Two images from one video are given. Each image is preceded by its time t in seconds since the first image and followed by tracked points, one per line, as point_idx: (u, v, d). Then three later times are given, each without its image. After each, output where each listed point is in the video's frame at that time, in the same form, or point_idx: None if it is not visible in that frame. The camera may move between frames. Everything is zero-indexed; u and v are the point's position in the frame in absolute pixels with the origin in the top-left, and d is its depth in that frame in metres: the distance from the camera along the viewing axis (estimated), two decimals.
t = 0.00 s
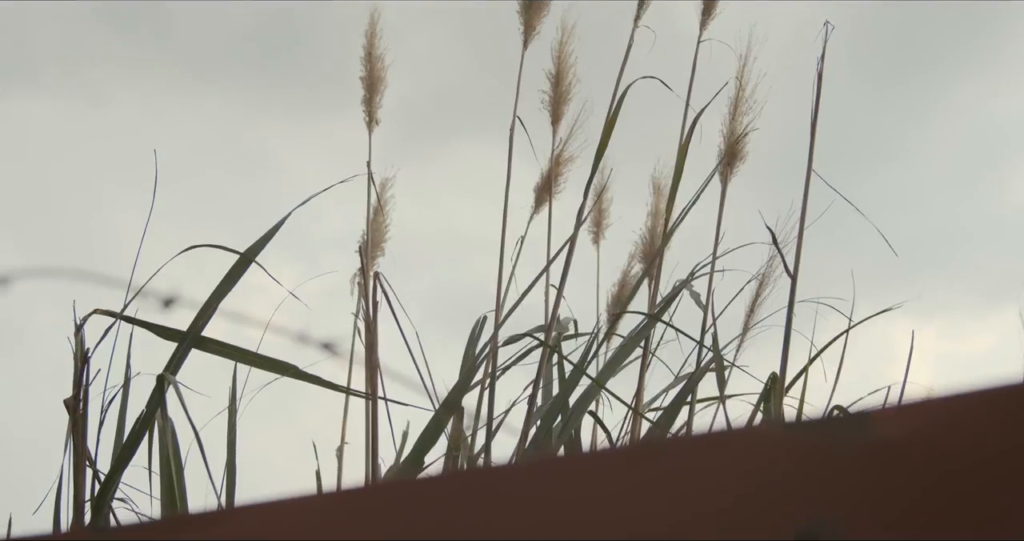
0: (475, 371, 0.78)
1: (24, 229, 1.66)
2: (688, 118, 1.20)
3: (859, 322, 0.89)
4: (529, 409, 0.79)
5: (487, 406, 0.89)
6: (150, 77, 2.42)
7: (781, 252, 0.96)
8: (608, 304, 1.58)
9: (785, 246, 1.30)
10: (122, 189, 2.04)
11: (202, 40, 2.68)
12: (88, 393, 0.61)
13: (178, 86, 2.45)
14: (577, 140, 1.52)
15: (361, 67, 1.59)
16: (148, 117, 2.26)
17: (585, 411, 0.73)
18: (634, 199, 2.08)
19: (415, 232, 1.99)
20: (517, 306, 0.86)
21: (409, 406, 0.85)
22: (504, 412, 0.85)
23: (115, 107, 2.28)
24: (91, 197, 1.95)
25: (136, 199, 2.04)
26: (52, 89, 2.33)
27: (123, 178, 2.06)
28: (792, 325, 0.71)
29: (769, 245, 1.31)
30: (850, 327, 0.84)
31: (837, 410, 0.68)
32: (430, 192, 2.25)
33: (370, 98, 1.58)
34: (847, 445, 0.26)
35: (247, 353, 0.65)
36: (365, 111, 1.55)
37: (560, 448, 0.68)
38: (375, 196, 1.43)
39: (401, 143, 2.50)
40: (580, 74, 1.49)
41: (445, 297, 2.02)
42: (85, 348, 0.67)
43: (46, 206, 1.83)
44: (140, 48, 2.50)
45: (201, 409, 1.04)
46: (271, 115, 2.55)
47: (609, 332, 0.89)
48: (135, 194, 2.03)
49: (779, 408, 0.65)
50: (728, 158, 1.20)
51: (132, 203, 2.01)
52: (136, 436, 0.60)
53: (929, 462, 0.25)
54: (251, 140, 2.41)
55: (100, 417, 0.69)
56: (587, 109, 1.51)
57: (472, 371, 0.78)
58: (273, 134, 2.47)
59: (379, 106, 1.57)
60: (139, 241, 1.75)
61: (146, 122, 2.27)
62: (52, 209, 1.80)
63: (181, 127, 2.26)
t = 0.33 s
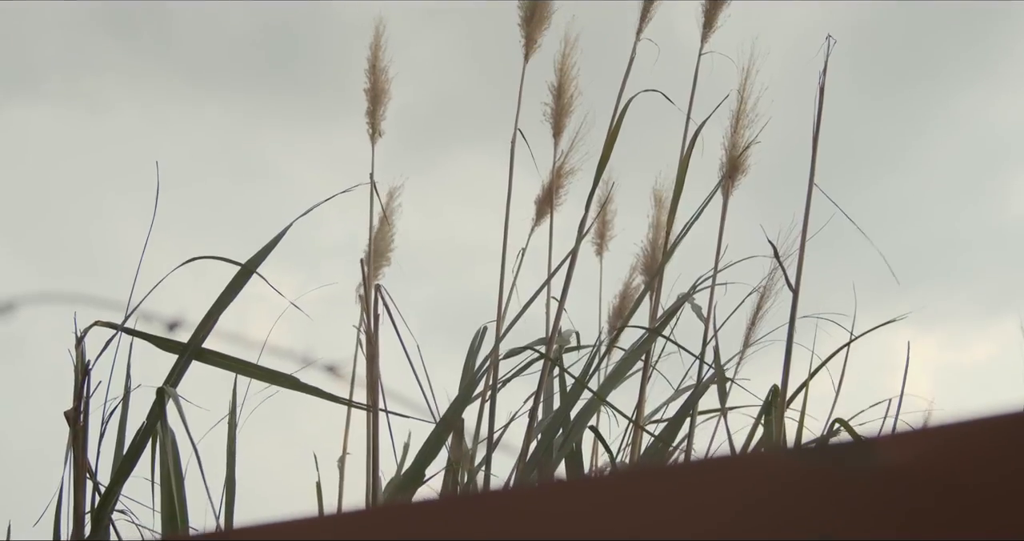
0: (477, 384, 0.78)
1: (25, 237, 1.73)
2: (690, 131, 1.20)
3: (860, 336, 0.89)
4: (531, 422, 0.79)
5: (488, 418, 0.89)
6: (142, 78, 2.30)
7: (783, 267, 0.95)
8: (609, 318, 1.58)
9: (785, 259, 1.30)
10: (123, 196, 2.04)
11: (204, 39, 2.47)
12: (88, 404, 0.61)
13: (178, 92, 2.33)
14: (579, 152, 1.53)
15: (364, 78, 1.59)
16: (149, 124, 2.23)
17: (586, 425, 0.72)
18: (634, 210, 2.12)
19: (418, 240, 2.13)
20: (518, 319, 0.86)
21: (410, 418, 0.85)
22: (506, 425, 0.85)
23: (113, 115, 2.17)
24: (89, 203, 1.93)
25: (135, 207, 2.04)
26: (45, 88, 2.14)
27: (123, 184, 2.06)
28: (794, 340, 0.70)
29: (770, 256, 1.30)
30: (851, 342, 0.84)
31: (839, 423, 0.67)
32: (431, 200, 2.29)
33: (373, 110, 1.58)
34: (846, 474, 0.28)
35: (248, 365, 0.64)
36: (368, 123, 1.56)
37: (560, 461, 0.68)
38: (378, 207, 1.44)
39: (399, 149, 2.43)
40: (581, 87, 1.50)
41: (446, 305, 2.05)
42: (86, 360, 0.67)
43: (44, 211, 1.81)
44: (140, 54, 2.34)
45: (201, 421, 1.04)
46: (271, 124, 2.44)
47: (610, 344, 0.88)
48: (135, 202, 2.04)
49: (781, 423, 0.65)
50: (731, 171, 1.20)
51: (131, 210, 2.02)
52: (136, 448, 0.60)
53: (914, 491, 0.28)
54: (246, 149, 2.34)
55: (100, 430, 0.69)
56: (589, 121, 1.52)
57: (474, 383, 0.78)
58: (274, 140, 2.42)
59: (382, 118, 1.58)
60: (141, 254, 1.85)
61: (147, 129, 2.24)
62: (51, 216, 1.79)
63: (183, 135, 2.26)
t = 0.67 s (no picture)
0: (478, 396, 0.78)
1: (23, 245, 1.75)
2: (692, 142, 1.20)
3: (863, 348, 0.88)
4: (533, 434, 0.78)
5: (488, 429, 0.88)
6: (145, 86, 2.31)
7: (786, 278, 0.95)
8: (611, 329, 1.59)
9: (786, 271, 1.30)
10: (125, 204, 2.05)
11: (204, 48, 2.45)
12: (89, 416, 0.61)
13: (179, 101, 2.33)
14: (581, 161, 1.54)
15: (364, 88, 1.60)
16: (151, 133, 2.23)
17: (588, 436, 0.72)
18: (636, 220, 2.12)
19: (420, 250, 2.15)
20: (519, 329, 0.85)
21: (411, 429, 0.84)
22: (507, 436, 0.84)
23: (114, 123, 2.18)
24: (91, 211, 1.94)
25: (136, 215, 2.05)
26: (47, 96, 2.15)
27: (124, 192, 2.07)
28: (797, 352, 0.70)
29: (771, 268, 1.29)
30: (853, 354, 0.84)
31: (842, 436, 0.66)
32: (432, 208, 2.31)
33: (372, 120, 1.60)
34: (853, 495, 0.27)
35: (251, 377, 0.64)
36: (367, 133, 1.57)
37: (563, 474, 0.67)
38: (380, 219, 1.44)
39: (401, 157, 2.44)
40: (582, 96, 1.51)
41: (445, 312, 2.07)
42: (87, 371, 0.66)
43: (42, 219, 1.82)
44: (141, 61, 2.35)
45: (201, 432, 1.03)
46: (272, 129, 2.44)
47: (613, 355, 0.87)
48: (135, 210, 2.05)
49: (784, 435, 0.64)
50: (733, 182, 1.20)
51: (132, 218, 2.04)
52: (138, 459, 0.59)
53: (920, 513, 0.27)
54: (249, 154, 2.34)
55: (101, 441, 0.68)
56: (590, 131, 1.52)
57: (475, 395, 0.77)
58: (274, 148, 2.41)
59: (381, 128, 1.59)
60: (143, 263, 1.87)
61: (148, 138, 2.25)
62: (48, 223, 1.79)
63: (184, 143, 2.27)
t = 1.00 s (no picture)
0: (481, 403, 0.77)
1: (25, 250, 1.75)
2: (693, 149, 1.21)
3: (868, 355, 0.88)
4: (536, 441, 0.78)
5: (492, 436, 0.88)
6: (145, 92, 2.31)
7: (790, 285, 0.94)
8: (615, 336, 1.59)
9: (789, 278, 1.29)
10: (126, 209, 2.06)
11: (204, 53, 2.46)
12: (92, 423, 0.61)
13: (180, 107, 2.33)
14: (582, 167, 1.54)
15: (363, 94, 1.61)
16: (153, 139, 2.24)
17: (592, 443, 0.71)
18: (636, 225, 2.12)
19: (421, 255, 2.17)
20: (521, 336, 0.85)
21: (413, 437, 0.84)
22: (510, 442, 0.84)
23: (115, 129, 2.19)
24: (91, 216, 1.94)
25: (137, 220, 2.06)
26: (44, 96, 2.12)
27: (125, 197, 2.08)
28: (800, 358, 0.69)
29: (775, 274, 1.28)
30: (857, 361, 0.83)
31: (846, 442, 0.66)
32: (432, 213, 2.32)
33: (371, 126, 1.61)
34: (863, 509, 0.27)
35: (254, 384, 0.64)
36: (367, 139, 1.58)
37: (566, 480, 0.67)
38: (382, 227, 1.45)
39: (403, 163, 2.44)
40: (584, 102, 1.51)
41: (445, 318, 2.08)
42: (90, 379, 0.66)
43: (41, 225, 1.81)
44: (141, 66, 2.35)
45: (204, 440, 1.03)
46: (272, 135, 2.43)
47: (616, 361, 0.87)
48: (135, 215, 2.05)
49: (787, 443, 0.64)
50: (736, 189, 1.20)
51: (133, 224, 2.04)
52: (141, 467, 0.59)
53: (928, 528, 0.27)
54: (250, 159, 2.35)
55: (105, 447, 0.68)
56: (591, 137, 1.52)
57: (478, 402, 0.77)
58: (274, 154, 2.41)
59: (380, 134, 1.60)
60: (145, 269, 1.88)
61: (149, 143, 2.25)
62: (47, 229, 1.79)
63: (185, 149, 2.27)
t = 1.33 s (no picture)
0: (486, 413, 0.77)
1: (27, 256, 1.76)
2: (698, 158, 1.21)
3: (873, 365, 0.87)
4: (540, 451, 0.77)
5: (495, 447, 0.87)
6: (150, 101, 2.34)
7: (795, 294, 0.93)
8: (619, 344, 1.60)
9: (794, 287, 1.29)
10: (128, 217, 2.08)
11: (209, 64, 2.48)
12: (97, 434, 0.61)
13: (184, 117, 2.36)
14: (586, 177, 1.55)
15: (368, 104, 1.62)
16: (156, 150, 2.26)
17: (596, 453, 0.71)
18: (640, 233, 2.13)
19: (425, 264, 2.20)
20: (526, 345, 0.84)
21: (419, 448, 0.83)
22: (515, 453, 0.84)
23: (119, 138, 2.21)
24: (93, 225, 1.96)
25: (140, 229, 2.07)
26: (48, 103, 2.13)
27: (124, 204, 2.09)
28: (804, 368, 0.69)
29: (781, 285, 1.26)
30: (863, 371, 0.82)
31: (851, 453, 0.65)
32: (436, 221, 2.34)
33: (377, 137, 1.61)
34: (881, 530, 0.25)
35: (258, 395, 0.64)
36: (372, 150, 1.59)
37: (571, 491, 0.66)
38: (385, 238, 1.45)
39: (405, 172, 2.46)
40: (587, 112, 1.52)
41: (449, 325, 2.09)
42: (95, 390, 0.66)
43: (45, 233, 1.79)
44: (146, 77, 2.37)
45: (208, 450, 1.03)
46: (274, 145, 2.45)
47: (621, 372, 0.87)
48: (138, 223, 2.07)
49: (792, 454, 0.63)
50: (739, 198, 1.20)
51: (136, 232, 2.06)
52: (145, 479, 0.59)
53: None
54: (253, 166, 2.38)
55: (109, 459, 0.68)
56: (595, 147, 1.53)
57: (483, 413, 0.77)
58: (276, 163, 2.43)
59: (386, 144, 1.60)
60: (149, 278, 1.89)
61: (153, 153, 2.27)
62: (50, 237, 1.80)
63: (189, 159, 2.29)
